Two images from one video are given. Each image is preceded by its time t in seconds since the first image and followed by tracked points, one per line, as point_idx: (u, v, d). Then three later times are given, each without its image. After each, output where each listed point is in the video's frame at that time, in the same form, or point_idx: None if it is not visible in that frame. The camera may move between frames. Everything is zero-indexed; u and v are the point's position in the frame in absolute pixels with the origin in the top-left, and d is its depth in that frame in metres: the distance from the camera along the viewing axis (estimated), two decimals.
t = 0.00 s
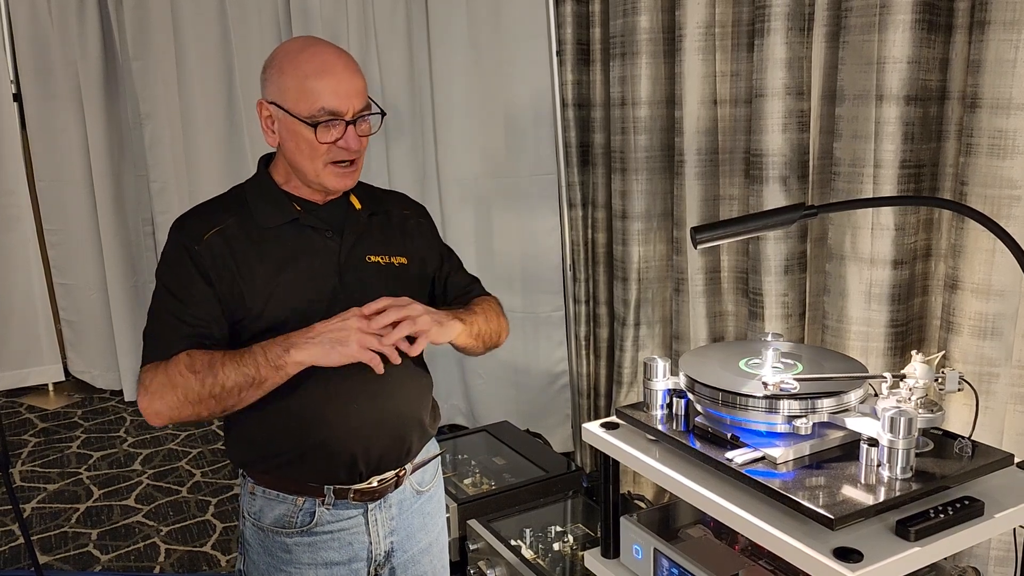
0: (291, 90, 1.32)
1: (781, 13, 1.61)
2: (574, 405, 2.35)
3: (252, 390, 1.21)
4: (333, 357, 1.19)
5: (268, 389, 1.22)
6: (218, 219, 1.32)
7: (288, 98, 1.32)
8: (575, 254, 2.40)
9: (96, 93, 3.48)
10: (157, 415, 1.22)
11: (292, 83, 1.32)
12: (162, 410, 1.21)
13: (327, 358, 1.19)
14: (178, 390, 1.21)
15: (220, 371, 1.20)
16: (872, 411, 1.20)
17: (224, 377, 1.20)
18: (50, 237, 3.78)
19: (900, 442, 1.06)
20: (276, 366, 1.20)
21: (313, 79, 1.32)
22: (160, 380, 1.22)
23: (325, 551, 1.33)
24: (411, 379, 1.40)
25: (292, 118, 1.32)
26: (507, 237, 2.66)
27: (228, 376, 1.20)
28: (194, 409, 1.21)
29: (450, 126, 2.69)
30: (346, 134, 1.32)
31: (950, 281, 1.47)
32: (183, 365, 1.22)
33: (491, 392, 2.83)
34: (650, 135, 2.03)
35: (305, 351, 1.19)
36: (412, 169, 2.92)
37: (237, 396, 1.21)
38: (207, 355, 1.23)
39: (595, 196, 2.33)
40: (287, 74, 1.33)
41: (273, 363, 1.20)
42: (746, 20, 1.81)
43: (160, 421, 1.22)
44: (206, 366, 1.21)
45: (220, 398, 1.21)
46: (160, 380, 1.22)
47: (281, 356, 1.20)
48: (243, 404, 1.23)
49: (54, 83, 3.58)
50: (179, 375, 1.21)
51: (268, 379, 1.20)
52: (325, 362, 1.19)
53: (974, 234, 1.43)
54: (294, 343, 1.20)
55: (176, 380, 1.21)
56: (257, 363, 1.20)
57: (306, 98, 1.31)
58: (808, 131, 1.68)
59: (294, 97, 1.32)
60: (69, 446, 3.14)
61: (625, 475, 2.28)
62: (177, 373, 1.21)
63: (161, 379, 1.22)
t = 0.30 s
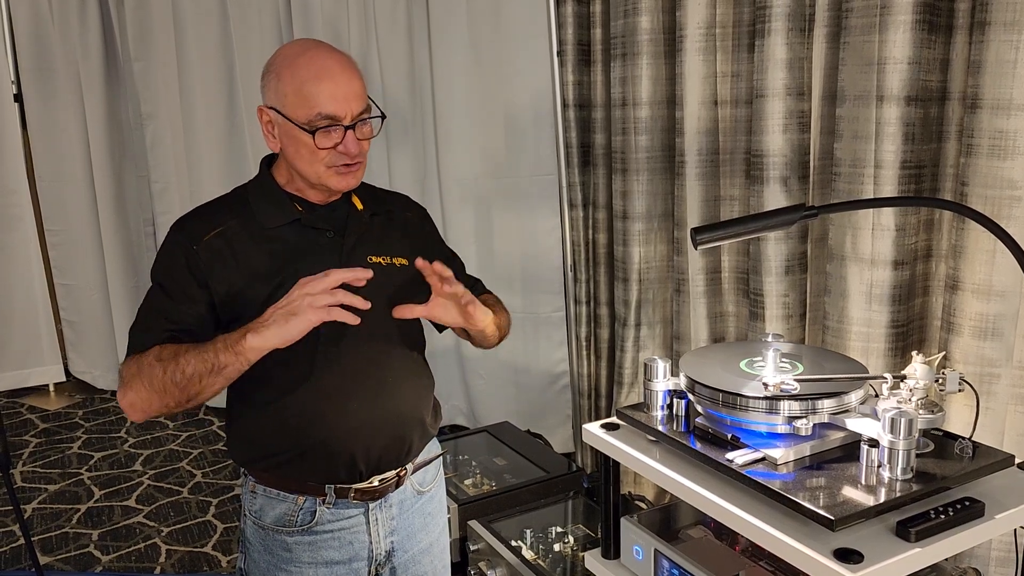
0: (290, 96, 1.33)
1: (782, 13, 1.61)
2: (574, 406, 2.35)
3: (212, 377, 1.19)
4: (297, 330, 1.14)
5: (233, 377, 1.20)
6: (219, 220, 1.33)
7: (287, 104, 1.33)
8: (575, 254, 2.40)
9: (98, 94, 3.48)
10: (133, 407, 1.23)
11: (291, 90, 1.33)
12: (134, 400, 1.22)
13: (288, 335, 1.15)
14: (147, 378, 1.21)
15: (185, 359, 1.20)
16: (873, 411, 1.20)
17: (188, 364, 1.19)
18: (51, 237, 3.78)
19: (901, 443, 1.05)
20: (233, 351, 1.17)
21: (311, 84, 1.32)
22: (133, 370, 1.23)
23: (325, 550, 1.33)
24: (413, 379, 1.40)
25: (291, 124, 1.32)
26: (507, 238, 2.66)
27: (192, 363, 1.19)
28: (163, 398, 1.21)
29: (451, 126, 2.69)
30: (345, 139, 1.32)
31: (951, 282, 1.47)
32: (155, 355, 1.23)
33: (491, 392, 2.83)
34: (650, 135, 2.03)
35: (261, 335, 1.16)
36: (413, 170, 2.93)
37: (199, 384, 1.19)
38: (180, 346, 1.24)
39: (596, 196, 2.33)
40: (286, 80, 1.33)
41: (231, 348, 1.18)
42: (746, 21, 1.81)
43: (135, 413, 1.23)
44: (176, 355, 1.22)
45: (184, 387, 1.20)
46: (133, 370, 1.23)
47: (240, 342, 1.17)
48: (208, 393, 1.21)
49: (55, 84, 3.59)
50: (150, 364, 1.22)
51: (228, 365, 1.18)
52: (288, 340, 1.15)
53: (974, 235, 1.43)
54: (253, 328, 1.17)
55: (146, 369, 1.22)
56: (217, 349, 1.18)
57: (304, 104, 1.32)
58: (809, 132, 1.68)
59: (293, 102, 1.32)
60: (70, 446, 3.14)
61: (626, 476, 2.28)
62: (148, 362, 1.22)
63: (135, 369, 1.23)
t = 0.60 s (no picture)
0: (294, 92, 1.33)
1: (783, 14, 1.61)
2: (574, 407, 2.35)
3: (225, 400, 1.20)
4: (305, 359, 1.15)
5: (244, 398, 1.21)
6: (221, 222, 1.33)
7: (291, 100, 1.33)
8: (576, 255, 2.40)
9: (99, 95, 3.48)
10: (148, 420, 1.25)
11: (294, 86, 1.33)
12: (147, 415, 1.24)
13: (296, 363, 1.15)
14: (159, 396, 1.22)
15: (197, 379, 1.21)
16: (874, 413, 1.20)
17: (200, 385, 1.20)
18: (52, 239, 3.79)
19: (902, 445, 1.05)
20: (245, 377, 1.18)
21: (316, 81, 1.32)
22: (145, 386, 1.24)
23: (328, 550, 1.33)
24: (414, 380, 1.39)
25: (295, 120, 1.32)
26: (508, 239, 2.66)
27: (204, 384, 1.20)
28: (176, 415, 1.22)
29: (452, 127, 2.69)
30: (349, 135, 1.32)
31: (951, 283, 1.47)
32: (166, 373, 1.23)
33: (492, 393, 2.83)
34: (651, 136, 2.03)
35: (272, 362, 1.16)
36: (414, 170, 2.93)
37: (212, 405, 1.20)
38: (190, 363, 1.24)
39: (597, 197, 2.33)
40: (290, 76, 1.33)
41: (242, 373, 1.18)
42: (746, 22, 1.81)
43: (149, 426, 1.25)
44: (186, 373, 1.22)
45: (197, 407, 1.21)
46: (146, 386, 1.24)
47: (250, 366, 1.17)
48: (220, 412, 1.22)
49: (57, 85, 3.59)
50: (161, 382, 1.23)
51: (240, 389, 1.19)
52: (296, 369, 1.15)
53: (975, 236, 1.43)
54: (264, 353, 1.17)
55: (158, 387, 1.22)
56: (229, 373, 1.19)
57: (308, 100, 1.32)
58: (810, 133, 1.68)
59: (297, 98, 1.32)
60: (71, 447, 3.14)
61: (626, 477, 2.28)
62: (160, 380, 1.23)
63: (147, 385, 1.24)
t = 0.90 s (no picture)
0: (294, 90, 1.33)
1: (783, 15, 1.61)
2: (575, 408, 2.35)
3: (219, 401, 1.19)
4: (307, 368, 1.15)
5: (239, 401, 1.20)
6: (222, 223, 1.33)
7: (290, 98, 1.33)
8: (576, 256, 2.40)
9: (99, 95, 3.48)
10: (141, 416, 1.24)
11: (294, 85, 1.33)
12: (142, 412, 1.24)
13: (296, 370, 1.15)
14: (155, 394, 1.22)
15: (193, 378, 1.20)
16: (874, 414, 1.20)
17: (196, 385, 1.20)
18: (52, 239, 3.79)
19: (903, 446, 1.06)
20: (242, 379, 1.17)
21: (315, 80, 1.32)
22: (142, 382, 1.24)
23: (328, 550, 1.33)
24: (414, 381, 1.40)
25: (294, 118, 1.32)
26: (508, 239, 2.67)
27: (200, 383, 1.20)
28: (170, 414, 1.22)
29: (453, 128, 2.69)
30: (348, 133, 1.32)
31: (952, 285, 1.47)
32: (164, 371, 1.23)
33: (493, 394, 2.83)
34: (651, 137, 2.03)
35: (272, 366, 1.16)
36: (415, 171, 2.93)
37: (206, 405, 1.20)
38: (189, 363, 1.24)
39: (597, 198, 2.33)
40: (290, 75, 1.34)
41: (240, 376, 1.17)
42: (747, 23, 1.81)
43: (143, 423, 1.24)
44: (184, 373, 1.22)
45: (191, 407, 1.20)
46: (142, 382, 1.24)
47: (250, 369, 1.17)
48: (213, 414, 1.21)
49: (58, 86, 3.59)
50: (158, 380, 1.23)
51: (235, 392, 1.18)
52: (296, 376, 1.15)
53: (976, 237, 1.43)
54: (266, 357, 1.18)
55: (155, 384, 1.22)
56: (226, 374, 1.18)
57: (308, 98, 1.32)
58: (810, 134, 1.68)
59: (297, 97, 1.32)
60: (71, 448, 3.14)
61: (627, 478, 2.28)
62: (157, 378, 1.23)
63: (144, 381, 1.24)
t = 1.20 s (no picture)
0: (293, 91, 1.33)
1: (784, 17, 1.62)
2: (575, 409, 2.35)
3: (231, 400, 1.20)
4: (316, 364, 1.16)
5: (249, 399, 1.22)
6: (223, 224, 1.33)
7: (289, 99, 1.33)
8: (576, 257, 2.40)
9: (101, 96, 3.49)
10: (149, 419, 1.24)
11: (293, 85, 1.33)
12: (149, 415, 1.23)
13: (306, 367, 1.16)
14: (162, 397, 1.22)
15: (201, 379, 1.21)
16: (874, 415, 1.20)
17: (205, 386, 1.20)
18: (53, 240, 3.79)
19: (902, 446, 1.06)
20: (253, 378, 1.18)
21: (314, 81, 1.32)
22: (148, 386, 1.23)
23: (327, 549, 1.33)
24: (414, 382, 1.40)
25: (293, 119, 1.32)
26: (508, 240, 2.67)
27: (209, 384, 1.20)
28: (179, 416, 1.22)
29: (453, 129, 2.70)
30: (346, 135, 1.32)
31: (952, 286, 1.47)
32: (170, 373, 1.23)
33: (493, 395, 2.83)
34: (652, 138, 2.03)
35: (281, 364, 1.17)
36: (415, 172, 2.94)
37: (216, 405, 1.20)
38: (193, 364, 1.24)
39: (597, 199, 2.33)
40: (290, 76, 1.34)
41: (250, 375, 1.18)
42: (747, 24, 1.82)
43: (150, 426, 1.24)
44: (190, 374, 1.22)
45: (201, 407, 1.21)
46: (148, 386, 1.23)
47: (259, 368, 1.18)
48: (224, 413, 1.22)
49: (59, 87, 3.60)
50: (165, 383, 1.22)
51: (246, 391, 1.19)
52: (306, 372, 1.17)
53: (976, 238, 1.43)
54: (272, 354, 1.18)
55: (161, 387, 1.22)
56: (235, 374, 1.19)
57: (307, 99, 1.32)
58: (811, 135, 1.68)
59: (296, 98, 1.33)
60: (72, 449, 3.15)
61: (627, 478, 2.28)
62: (164, 381, 1.22)
63: (149, 386, 1.23)
